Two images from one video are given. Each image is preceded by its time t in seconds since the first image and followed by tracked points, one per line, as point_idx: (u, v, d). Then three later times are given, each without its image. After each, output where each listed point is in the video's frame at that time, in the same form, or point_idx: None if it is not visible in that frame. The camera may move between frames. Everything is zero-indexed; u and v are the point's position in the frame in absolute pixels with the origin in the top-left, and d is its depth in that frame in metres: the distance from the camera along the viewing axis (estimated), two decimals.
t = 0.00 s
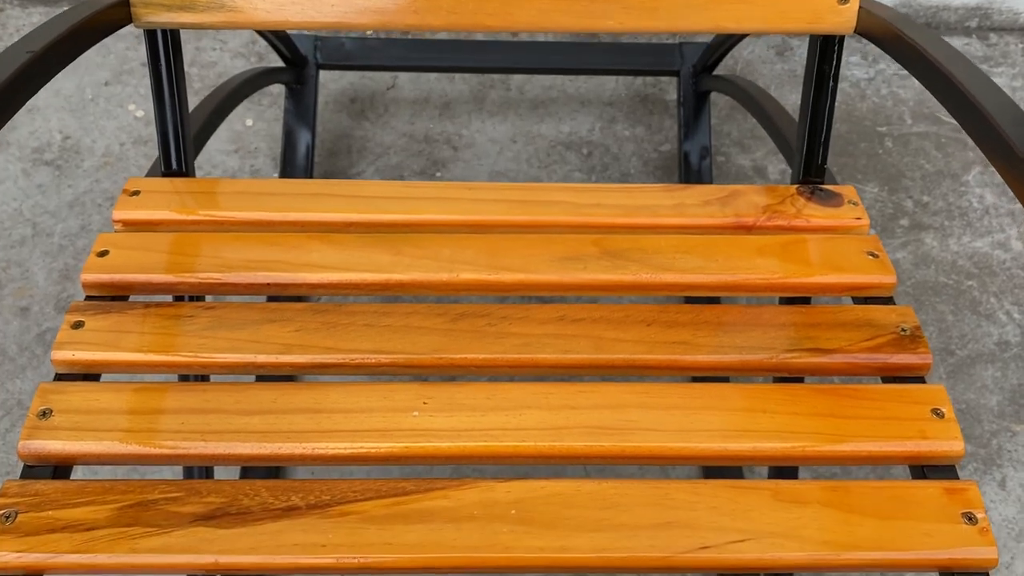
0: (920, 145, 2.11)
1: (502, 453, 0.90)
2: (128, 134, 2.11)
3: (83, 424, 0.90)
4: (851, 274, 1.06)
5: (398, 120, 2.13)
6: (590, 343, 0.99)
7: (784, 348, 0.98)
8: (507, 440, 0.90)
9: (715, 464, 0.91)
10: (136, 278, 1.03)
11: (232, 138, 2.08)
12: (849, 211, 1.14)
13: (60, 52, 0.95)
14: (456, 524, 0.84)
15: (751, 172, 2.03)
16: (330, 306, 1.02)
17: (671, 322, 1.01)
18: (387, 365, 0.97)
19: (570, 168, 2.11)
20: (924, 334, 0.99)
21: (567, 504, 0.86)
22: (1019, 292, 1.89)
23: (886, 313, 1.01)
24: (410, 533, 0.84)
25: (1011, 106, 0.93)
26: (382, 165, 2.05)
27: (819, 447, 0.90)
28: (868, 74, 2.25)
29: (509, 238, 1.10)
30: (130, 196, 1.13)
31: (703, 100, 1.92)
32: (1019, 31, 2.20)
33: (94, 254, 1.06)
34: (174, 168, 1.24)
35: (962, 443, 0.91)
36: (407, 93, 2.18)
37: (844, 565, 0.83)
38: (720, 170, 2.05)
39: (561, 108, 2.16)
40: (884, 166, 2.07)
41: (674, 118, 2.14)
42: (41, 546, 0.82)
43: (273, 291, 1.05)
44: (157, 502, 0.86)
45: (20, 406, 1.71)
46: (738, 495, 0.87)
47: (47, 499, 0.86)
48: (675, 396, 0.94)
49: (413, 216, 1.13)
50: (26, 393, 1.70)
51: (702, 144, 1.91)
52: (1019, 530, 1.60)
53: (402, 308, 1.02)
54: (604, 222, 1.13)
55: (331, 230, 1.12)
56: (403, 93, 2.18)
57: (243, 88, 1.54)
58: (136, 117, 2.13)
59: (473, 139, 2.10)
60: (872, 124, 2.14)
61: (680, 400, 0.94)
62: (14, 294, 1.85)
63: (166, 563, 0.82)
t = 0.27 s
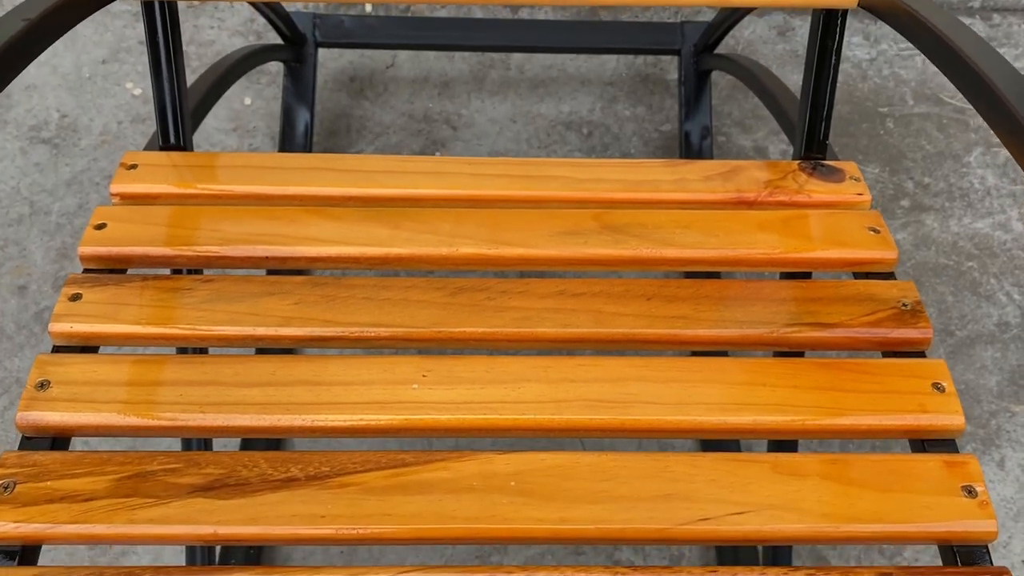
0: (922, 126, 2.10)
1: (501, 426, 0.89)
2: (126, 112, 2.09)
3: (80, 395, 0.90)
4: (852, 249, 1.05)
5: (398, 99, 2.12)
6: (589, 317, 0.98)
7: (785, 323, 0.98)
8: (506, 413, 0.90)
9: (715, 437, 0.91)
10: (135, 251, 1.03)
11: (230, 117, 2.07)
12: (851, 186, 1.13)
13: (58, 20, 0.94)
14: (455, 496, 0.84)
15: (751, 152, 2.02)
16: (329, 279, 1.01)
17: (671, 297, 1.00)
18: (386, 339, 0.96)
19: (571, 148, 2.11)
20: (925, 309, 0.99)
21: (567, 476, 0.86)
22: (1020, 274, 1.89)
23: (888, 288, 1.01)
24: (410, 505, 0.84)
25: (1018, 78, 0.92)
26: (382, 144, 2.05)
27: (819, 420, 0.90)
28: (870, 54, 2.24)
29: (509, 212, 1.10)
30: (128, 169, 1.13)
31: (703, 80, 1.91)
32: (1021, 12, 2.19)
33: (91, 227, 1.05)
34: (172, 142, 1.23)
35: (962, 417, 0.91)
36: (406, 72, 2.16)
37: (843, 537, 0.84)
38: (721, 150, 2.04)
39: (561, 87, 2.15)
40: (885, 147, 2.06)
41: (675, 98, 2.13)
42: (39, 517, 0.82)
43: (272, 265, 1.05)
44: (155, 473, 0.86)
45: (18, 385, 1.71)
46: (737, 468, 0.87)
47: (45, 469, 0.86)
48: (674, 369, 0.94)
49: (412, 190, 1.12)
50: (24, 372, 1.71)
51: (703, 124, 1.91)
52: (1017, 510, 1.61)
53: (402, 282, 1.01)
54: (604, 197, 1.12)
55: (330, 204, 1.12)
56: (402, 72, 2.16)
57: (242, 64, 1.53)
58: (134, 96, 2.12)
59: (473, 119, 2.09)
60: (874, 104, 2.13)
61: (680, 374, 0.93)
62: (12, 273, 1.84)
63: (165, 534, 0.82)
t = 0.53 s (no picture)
0: (925, 106, 2.09)
1: (502, 396, 0.89)
2: (125, 90, 2.08)
3: (80, 364, 0.89)
4: (855, 223, 1.05)
5: (398, 78, 2.10)
6: (591, 290, 0.98)
7: (787, 296, 0.97)
8: (507, 384, 0.89)
9: (717, 408, 0.90)
10: (135, 222, 1.02)
11: (230, 95, 2.06)
12: (854, 161, 1.13)
13: None
14: (456, 466, 0.84)
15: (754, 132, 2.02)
16: (330, 251, 1.01)
17: (674, 270, 1.00)
18: (387, 310, 0.96)
19: (572, 127, 2.10)
20: (928, 283, 0.99)
21: (567, 446, 0.86)
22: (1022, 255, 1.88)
23: (891, 262, 1.01)
24: (411, 474, 0.83)
25: None
26: (382, 123, 2.04)
27: (821, 392, 0.90)
28: (873, 34, 2.23)
29: (510, 185, 1.09)
30: (128, 141, 1.12)
31: (706, 59, 1.89)
32: None
33: (91, 198, 1.05)
34: (172, 115, 1.23)
35: (965, 389, 0.91)
36: (407, 51, 2.15)
37: (844, 508, 0.83)
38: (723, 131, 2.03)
39: (562, 66, 2.14)
40: (887, 128, 2.05)
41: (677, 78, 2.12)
42: (39, 485, 0.82)
43: (272, 236, 1.04)
44: (155, 442, 0.85)
45: (18, 363, 1.71)
46: (739, 439, 0.87)
47: (45, 438, 0.85)
48: (676, 341, 0.94)
49: (413, 163, 1.11)
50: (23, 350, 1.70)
51: (706, 103, 1.90)
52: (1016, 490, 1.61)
53: (403, 254, 1.01)
54: (605, 170, 1.12)
55: (331, 177, 1.11)
56: (402, 51, 2.15)
57: (242, 40, 1.52)
58: (133, 74, 2.11)
59: (474, 98, 2.08)
60: (877, 85, 2.12)
61: (682, 345, 0.93)
62: (12, 251, 1.83)
63: (165, 502, 0.82)
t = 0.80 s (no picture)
0: (928, 88, 2.08)
1: (503, 367, 0.89)
2: (125, 69, 2.07)
3: (80, 333, 0.89)
4: (859, 196, 1.04)
5: (399, 57, 2.09)
6: (593, 262, 0.97)
7: (790, 268, 0.97)
8: (508, 354, 0.89)
9: (719, 380, 0.90)
10: (135, 192, 1.02)
11: (230, 74, 2.05)
12: (858, 135, 1.12)
13: None
14: (457, 435, 0.84)
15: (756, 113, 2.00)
16: (331, 223, 1.00)
17: (676, 242, 0.99)
18: (388, 281, 0.96)
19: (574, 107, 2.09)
20: (932, 256, 0.98)
21: (569, 416, 0.86)
22: None
23: (895, 235, 1.00)
24: (411, 443, 0.83)
25: None
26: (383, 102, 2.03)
27: (823, 364, 0.89)
28: (877, 16, 2.23)
29: (511, 157, 1.08)
30: (128, 112, 1.12)
31: (709, 38, 1.88)
32: None
33: (90, 168, 1.04)
34: (173, 87, 1.22)
35: (968, 361, 0.90)
36: (408, 30, 2.14)
37: (846, 478, 0.83)
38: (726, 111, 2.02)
39: (564, 46, 2.13)
40: (891, 109, 2.04)
41: (679, 58, 2.11)
42: (39, 452, 0.82)
43: (273, 208, 1.04)
44: (155, 410, 0.85)
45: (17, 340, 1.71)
46: (740, 409, 0.87)
47: (45, 406, 0.85)
48: (679, 313, 0.93)
49: (415, 135, 1.11)
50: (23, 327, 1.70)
51: (708, 83, 1.88)
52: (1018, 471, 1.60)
53: (404, 225, 1.00)
54: (607, 143, 1.11)
55: (331, 149, 1.10)
56: (403, 30, 2.14)
57: (243, 16, 1.51)
58: (133, 53, 2.10)
59: (475, 77, 2.07)
60: (880, 65, 2.11)
61: (684, 317, 0.93)
62: (11, 228, 1.83)
63: (165, 469, 0.82)
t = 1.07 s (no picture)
0: (932, 72, 2.08)
1: (506, 342, 0.89)
2: (127, 52, 2.07)
3: (84, 308, 0.89)
4: (862, 175, 1.04)
5: (402, 41, 2.09)
6: (596, 239, 0.97)
7: (793, 246, 0.97)
8: (511, 330, 0.89)
9: (721, 356, 0.90)
10: (138, 169, 1.02)
11: (232, 57, 2.05)
12: (862, 115, 1.12)
13: None
14: (460, 410, 0.84)
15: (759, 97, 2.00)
16: (334, 200, 1.00)
17: (679, 220, 0.99)
18: (391, 258, 0.96)
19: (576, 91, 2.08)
20: (935, 234, 0.98)
21: (571, 391, 0.86)
22: None
23: (897, 214, 1.00)
24: (414, 417, 0.84)
25: None
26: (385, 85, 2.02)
27: (825, 341, 0.89)
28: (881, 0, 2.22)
29: (515, 135, 1.08)
30: (130, 90, 1.11)
31: (712, 21, 1.88)
32: None
33: (93, 145, 1.04)
34: (175, 65, 1.22)
35: (970, 338, 0.91)
36: (410, 13, 2.13)
37: (847, 453, 0.84)
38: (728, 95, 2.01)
39: (567, 30, 2.12)
40: (894, 94, 2.04)
41: (682, 42, 2.10)
42: (43, 425, 0.82)
43: (276, 185, 1.04)
44: (159, 384, 0.85)
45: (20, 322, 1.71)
46: (742, 385, 0.87)
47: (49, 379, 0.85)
48: (681, 290, 0.93)
49: (418, 114, 1.11)
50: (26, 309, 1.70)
51: (711, 67, 1.88)
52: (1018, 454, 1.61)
53: (407, 203, 1.00)
54: (611, 122, 1.11)
55: (334, 127, 1.10)
56: (405, 13, 2.14)
57: None
58: (134, 36, 2.09)
59: (478, 61, 2.07)
60: (883, 50, 2.10)
61: (687, 294, 0.93)
62: (14, 210, 1.83)
63: (169, 442, 0.82)
